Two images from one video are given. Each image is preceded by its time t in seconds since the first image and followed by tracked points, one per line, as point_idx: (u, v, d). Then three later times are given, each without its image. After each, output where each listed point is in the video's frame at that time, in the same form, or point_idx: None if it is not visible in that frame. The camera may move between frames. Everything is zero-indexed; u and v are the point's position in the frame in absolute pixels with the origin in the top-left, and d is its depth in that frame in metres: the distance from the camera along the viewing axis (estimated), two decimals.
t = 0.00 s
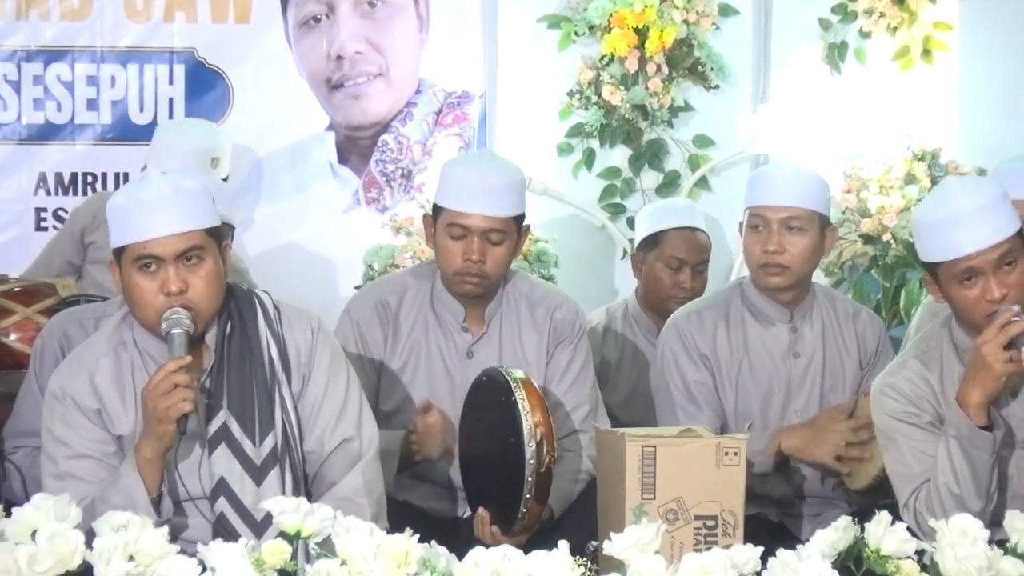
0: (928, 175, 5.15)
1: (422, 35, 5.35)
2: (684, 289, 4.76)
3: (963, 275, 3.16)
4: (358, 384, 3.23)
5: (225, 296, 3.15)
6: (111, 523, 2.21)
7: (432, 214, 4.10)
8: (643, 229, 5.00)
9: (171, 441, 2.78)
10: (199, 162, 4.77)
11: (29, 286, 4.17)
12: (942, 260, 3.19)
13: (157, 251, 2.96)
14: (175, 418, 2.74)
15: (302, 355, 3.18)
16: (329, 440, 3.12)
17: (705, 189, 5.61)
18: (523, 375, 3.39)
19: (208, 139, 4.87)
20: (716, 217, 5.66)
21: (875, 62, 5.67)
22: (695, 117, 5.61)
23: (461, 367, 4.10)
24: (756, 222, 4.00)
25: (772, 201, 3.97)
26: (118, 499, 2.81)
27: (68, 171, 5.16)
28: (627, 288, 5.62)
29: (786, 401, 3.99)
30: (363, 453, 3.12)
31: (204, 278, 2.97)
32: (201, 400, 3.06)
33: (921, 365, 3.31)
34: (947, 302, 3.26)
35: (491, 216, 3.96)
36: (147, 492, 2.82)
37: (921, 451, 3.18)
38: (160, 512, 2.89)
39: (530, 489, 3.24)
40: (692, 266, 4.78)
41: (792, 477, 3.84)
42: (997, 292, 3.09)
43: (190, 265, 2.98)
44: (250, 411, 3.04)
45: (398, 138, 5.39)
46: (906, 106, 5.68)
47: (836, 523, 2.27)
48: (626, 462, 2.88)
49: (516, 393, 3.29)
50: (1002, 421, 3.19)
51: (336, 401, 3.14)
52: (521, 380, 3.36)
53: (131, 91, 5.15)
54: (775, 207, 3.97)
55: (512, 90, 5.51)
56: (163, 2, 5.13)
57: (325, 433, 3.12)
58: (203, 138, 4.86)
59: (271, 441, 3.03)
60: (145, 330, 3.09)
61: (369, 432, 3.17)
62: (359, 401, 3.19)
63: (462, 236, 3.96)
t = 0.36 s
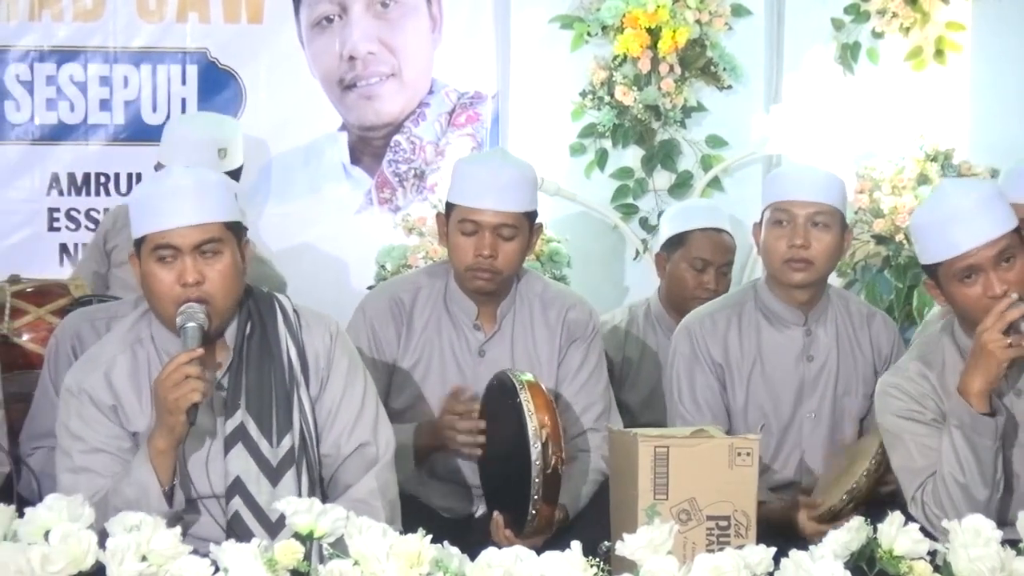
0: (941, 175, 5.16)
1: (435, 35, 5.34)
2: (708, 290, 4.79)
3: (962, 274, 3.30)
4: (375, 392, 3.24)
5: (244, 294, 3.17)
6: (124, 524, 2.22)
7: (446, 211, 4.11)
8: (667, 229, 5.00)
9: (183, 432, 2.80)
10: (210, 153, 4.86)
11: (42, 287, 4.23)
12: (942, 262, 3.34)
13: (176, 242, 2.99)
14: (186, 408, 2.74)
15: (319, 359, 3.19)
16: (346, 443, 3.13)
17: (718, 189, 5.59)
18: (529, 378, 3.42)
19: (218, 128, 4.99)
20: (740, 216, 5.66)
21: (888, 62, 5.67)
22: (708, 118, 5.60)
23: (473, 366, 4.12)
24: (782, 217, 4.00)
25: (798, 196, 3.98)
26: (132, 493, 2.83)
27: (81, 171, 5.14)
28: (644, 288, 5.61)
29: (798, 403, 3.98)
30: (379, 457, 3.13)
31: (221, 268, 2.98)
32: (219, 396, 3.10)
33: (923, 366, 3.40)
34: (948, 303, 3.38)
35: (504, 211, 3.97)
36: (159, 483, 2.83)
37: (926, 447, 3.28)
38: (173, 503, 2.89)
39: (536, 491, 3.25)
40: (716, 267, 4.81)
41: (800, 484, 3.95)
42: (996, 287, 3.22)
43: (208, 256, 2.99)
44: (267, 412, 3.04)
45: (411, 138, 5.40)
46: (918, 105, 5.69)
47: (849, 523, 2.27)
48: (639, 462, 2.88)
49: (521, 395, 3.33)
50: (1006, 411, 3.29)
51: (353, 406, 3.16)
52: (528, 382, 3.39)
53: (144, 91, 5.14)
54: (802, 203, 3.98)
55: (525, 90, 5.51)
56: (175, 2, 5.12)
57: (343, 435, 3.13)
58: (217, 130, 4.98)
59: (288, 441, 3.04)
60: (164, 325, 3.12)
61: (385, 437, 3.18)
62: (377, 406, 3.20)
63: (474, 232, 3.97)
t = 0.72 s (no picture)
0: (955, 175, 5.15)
1: (449, 35, 5.35)
2: (728, 291, 4.79)
3: (972, 261, 3.32)
4: (403, 403, 3.26)
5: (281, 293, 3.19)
6: (138, 523, 2.22)
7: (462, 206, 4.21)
8: (687, 228, 5.04)
9: (201, 410, 2.81)
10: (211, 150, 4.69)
11: (55, 288, 4.26)
12: (952, 250, 3.37)
13: (219, 229, 3.01)
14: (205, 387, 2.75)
15: (350, 362, 3.20)
16: (370, 450, 3.15)
17: (732, 189, 5.59)
18: (541, 372, 3.44)
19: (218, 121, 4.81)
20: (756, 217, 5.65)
21: (901, 62, 5.67)
22: (721, 118, 5.60)
23: (489, 364, 4.11)
24: (788, 220, 4.02)
25: (805, 200, 4.00)
26: (149, 469, 2.82)
27: (94, 171, 5.16)
28: (657, 290, 5.63)
29: (807, 407, 4.01)
30: (403, 466, 3.15)
31: (259, 260, 2.99)
32: (245, 395, 3.13)
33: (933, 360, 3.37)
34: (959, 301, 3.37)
35: (514, 202, 4.07)
36: (175, 464, 2.84)
37: (936, 437, 3.26)
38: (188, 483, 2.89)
39: (553, 479, 3.26)
40: (734, 268, 4.81)
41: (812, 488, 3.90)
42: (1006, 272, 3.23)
43: (248, 247, 3.00)
44: (295, 411, 3.05)
45: (425, 138, 5.40)
46: (930, 106, 5.69)
47: (862, 523, 2.27)
48: (652, 462, 2.89)
49: (533, 385, 3.35)
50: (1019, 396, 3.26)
51: (381, 411, 3.18)
52: (539, 374, 3.41)
53: (158, 91, 5.15)
54: (812, 206, 4.00)
55: (539, 90, 5.50)
56: (189, 2, 5.12)
57: (367, 443, 3.16)
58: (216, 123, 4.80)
59: (314, 442, 3.04)
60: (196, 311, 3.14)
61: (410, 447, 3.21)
62: (404, 418, 3.22)
63: (483, 221, 4.07)
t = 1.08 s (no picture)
0: (970, 175, 5.16)
1: (463, 35, 5.33)
2: (736, 292, 4.82)
3: (1002, 240, 3.36)
4: (431, 413, 3.30)
5: (319, 296, 3.24)
6: (153, 523, 2.24)
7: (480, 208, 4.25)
8: (697, 229, 5.09)
9: (225, 391, 2.78)
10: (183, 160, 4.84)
11: (70, 288, 4.29)
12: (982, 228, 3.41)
13: (264, 219, 3.08)
14: (234, 365, 2.73)
15: (381, 369, 3.24)
16: (397, 456, 3.17)
17: (746, 189, 5.59)
18: (545, 370, 3.50)
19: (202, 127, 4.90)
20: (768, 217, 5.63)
21: (916, 62, 5.66)
22: (737, 117, 5.60)
23: (500, 366, 4.15)
24: (796, 226, 4.00)
25: (816, 202, 3.96)
26: (170, 445, 2.82)
27: (110, 171, 5.14)
28: (670, 291, 5.62)
29: (818, 409, 4.01)
30: (428, 473, 3.17)
31: (302, 251, 3.03)
32: (277, 389, 3.15)
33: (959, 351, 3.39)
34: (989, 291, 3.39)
35: (531, 203, 4.10)
36: (197, 443, 2.82)
37: (959, 426, 3.26)
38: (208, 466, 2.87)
39: (557, 475, 3.31)
40: (744, 268, 4.85)
41: (825, 490, 3.95)
42: None
43: (291, 238, 3.06)
44: (324, 410, 3.09)
45: (439, 138, 5.38)
46: (945, 106, 5.68)
47: (877, 524, 2.27)
48: (667, 462, 2.89)
49: (535, 383, 3.41)
50: None
51: (408, 422, 3.21)
52: (543, 374, 3.46)
53: (173, 91, 5.13)
54: (824, 209, 3.96)
55: (553, 92, 5.52)
56: (204, 2, 5.11)
57: (394, 448, 3.18)
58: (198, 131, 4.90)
59: (341, 443, 3.08)
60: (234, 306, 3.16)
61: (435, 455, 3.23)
62: (432, 430, 3.25)
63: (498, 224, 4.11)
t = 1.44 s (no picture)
0: (985, 176, 5.08)
1: (478, 35, 5.32)
2: (741, 293, 4.96)
3: None
4: (454, 418, 3.34)
5: (351, 298, 3.29)
6: (167, 523, 2.24)
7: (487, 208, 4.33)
8: (701, 229, 5.17)
9: (251, 379, 2.82)
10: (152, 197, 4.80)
11: (85, 287, 4.32)
12: None
13: (305, 213, 3.18)
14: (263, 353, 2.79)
15: (409, 372, 3.29)
16: (419, 459, 3.23)
17: (761, 189, 5.59)
18: (571, 373, 3.48)
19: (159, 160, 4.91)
20: (777, 220, 5.64)
21: (931, 62, 5.64)
22: (751, 118, 5.60)
23: (511, 364, 4.24)
24: (820, 230, 4.04)
25: (841, 209, 4.01)
26: (190, 427, 2.88)
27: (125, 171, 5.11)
28: (680, 291, 5.60)
29: (837, 409, 4.06)
30: (449, 478, 3.22)
31: (341, 247, 3.13)
32: (303, 387, 3.20)
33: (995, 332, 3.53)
34: None
35: (540, 201, 4.18)
36: (216, 428, 2.87)
37: (990, 399, 3.41)
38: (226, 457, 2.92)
39: (586, 481, 3.31)
40: (747, 269, 4.97)
41: (842, 492, 3.99)
42: None
43: (330, 234, 3.16)
44: (348, 411, 3.13)
45: (454, 138, 5.36)
46: (960, 105, 5.66)
47: (892, 524, 2.28)
48: (682, 462, 2.91)
49: (565, 386, 3.39)
50: None
51: (432, 426, 3.26)
52: (569, 375, 3.45)
53: (187, 91, 5.11)
54: (849, 217, 4.00)
55: (568, 92, 5.50)
56: (219, 2, 5.10)
57: (416, 452, 3.23)
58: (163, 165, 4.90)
59: (364, 442, 3.11)
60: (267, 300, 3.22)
61: (456, 463, 3.27)
62: (455, 434, 3.30)
63: (508, 221, 4.18)
